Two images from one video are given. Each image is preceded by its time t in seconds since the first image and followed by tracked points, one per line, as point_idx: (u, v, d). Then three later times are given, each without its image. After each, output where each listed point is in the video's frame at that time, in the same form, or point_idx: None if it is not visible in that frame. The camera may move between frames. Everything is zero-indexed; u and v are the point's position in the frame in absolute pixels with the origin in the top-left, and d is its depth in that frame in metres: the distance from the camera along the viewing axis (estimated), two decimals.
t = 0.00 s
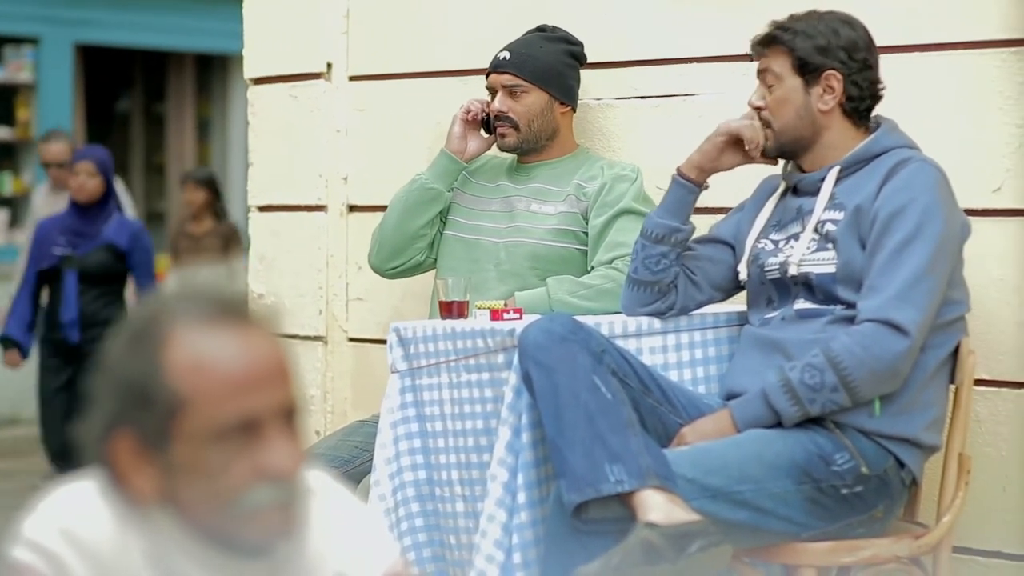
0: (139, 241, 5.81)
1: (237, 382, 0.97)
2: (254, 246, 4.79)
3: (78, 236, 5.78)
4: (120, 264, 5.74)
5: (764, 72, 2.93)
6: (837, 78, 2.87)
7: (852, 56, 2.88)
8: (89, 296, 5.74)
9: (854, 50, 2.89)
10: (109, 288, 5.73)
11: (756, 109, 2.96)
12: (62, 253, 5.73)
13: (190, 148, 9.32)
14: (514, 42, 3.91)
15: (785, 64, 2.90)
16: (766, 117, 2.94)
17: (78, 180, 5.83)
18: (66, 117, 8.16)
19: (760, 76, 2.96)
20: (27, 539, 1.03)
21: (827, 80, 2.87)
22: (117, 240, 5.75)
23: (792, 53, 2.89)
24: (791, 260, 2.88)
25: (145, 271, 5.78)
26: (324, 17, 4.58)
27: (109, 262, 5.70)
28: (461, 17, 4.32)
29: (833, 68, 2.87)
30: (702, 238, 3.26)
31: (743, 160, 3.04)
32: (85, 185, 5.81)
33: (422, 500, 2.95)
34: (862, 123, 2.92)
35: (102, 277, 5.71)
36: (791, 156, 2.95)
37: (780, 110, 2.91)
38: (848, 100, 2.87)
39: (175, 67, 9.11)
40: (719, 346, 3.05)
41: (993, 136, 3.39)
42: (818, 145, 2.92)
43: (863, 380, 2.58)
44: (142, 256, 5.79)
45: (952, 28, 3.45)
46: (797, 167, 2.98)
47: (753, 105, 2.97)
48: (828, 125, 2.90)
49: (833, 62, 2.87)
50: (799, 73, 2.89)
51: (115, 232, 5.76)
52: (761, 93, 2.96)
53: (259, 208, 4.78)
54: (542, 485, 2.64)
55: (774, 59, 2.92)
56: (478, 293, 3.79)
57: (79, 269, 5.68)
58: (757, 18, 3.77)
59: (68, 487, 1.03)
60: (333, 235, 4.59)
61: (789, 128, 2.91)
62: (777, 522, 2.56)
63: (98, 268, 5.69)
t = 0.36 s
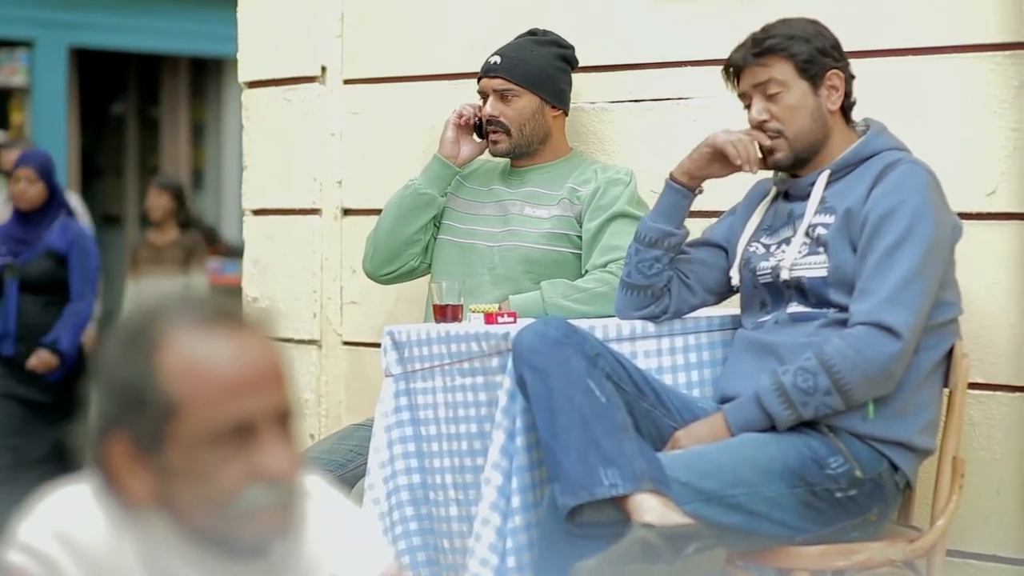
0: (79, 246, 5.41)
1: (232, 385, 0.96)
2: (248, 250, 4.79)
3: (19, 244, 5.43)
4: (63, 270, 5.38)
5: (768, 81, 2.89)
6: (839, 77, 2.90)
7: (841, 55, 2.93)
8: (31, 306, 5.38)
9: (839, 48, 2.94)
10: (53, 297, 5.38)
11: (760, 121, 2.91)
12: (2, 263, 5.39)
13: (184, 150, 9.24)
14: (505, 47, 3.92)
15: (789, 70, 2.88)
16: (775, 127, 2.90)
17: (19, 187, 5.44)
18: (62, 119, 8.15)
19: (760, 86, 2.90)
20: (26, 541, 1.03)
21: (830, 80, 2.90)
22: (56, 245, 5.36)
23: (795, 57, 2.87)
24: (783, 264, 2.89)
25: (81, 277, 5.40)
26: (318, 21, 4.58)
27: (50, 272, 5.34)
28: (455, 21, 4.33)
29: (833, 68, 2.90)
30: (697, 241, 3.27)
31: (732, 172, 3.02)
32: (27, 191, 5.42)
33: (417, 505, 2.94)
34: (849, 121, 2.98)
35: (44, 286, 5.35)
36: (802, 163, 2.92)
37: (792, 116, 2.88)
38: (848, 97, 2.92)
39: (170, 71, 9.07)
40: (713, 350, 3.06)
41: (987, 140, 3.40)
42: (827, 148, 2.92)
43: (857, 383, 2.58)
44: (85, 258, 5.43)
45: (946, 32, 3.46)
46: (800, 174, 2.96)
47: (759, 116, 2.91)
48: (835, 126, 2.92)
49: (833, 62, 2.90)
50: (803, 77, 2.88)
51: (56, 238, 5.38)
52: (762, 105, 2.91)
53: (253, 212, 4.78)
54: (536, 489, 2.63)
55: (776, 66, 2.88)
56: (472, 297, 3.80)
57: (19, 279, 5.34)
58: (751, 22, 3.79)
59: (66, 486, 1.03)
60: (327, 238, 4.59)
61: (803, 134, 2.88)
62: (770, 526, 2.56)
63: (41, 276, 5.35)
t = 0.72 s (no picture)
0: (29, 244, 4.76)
1: (229, 392, 0.95)
2: (246, 255, 4.78)
3: None
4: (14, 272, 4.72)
5: (768, 86, 2.89)
6: (837, 83, 2.92)
7: (838, 61, 2.95)
8: None
9: (835, 55, 2.95)
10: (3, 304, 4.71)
11: (758, 127, 2.91)
12: None
13: (181, 155, 9.27)
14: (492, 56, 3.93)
15: (788, 75, 2.88)
16: (774, 133, 2.90)
17: None
18: (60, 125, 8.16)
19: (760, 91, 2.90)
20: (20, 549, 1.04)
21: (829, 86, 2.91)
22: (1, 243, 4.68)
23: (795, 63, 2.88)
24: (780, 270, 2.89)
25: (37, 280, 4.77)
26: (316, 27, 4.59)
27: None
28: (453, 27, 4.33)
29: (831, 74, 2.91)
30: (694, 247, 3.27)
31: (729, 178, 3.03)
32: None
33: (414, 510, 2.96)
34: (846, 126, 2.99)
35: None
36: (801, 169, 2.93)
37: (793, 121, 2.88)
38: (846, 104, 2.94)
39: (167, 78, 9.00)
40: (711, 356, 3.06)
41: (984, 146, 3.40)
42: (825, 154, 2.92)
43: (854, 388, 2.58)
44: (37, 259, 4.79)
45: (943, 38, 3.47)
46: (796, 180, 2.96)
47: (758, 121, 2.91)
48: (833, 131, 2.93)
49: (831, 67, 2.91)
50: (803, 82, 2.89)
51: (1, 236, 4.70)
52: (761, 110, 2.91)
53: (251, 218, 4.77)
54: (534, 495, 2.63)
55: (776, 72, 2.88)
56: (470, 303, 3.81)
57: None
58: (749, 28, 3.79)
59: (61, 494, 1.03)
60: (325, 244, 4.58)
61: (803, 140, 2.89)
62: (769, 532, 2.57)
63: None
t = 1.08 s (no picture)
0: None
1: (234, 396, 0.89)
2: (250, 258, 4.79)
3: None
4: None
5: (780, 86, 2.89)
6: (844, 85, 2.93)
7: (844, 64, 2.96)
8: None
9: (841, 58, 2.96)
10: None
11: (769, 127, 2.91)
12: None
13: (186, 159, 9.25)
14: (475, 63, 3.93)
15: (799, 75, 2.88)
16: (784, 133, 2.90)
17: None
18: (64, 127, 8.17)
19: (770, 91, 2.90)
20: (25, 551, 1.00)
21: (836, 88, 2.92)
22: None
23: (805, 64, 2.88)
24: (784, 273, 2.89)
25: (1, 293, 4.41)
26: (319, 30, 4.59)
27: None
28: (457, 31, 4.34)
29: (839, 76, 2.92)
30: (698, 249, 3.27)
31: (733, 179, 3.04)
32: None
33: (418, 513, 2.95)
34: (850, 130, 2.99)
35: None
36: (810, 171, 2.92)
37: (803, 122, 2.88)
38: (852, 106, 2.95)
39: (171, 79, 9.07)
40: (715, 358, 3.05)
41: (988, 148, 3.40)
42: (833, 156, 2.92)
43: (859, 392, 2.58)
44: None
45: (946, 40, 3.47)
46: (801, 183, 2.95)
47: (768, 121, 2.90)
48: (840, 134, 2.93)
49: (839, 70, 2.92)
50: (813, 83, 2.89)
51: None
52: (771, 110, 2.91)
53: (255, 220, 4.78)
54: (539, 498, 2.63)
55: (787, 72, 2.88)
56: (474, 306, 3.81)
57: None
58: (752, 31, 3.79)
59: (63, 496, 0.97)
60: (329, 246, 4.59)
61: (812, 141, 2.89)
62: (774, 535, 2.56)
63: None
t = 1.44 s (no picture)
0: None
1: (258, 418, 0.77)
2: (258, 263, 4.80)
3: None
4: None
5: (782, 92, 2.89)
6: (851, 91, 2.91)
7: (853, 69, 2.94)
8: None
9: (850, 63, 2.95)
10: None
11: (771, 132, 2.92)
12: None
13: (194, 163, 9.20)
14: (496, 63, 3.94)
15: (803, 81, 2.88)
16: (786, 139, 2.90)
17: None
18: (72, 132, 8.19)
19: (773, 96, 2.90)
20: (35, 555, 1.00)
21: (842, 94, 2.91)
22: None
23: (808, 69, 2.88)
24: (792, 279, 2.89)
25: None
26: (327, 35, 4.60)
27: None
28: (465, 35, 4.34)
29: (846, 81, 2.91)
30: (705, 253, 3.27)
31: (740, 184, 3.04)
32: None
33: (427, 517, 2.97)
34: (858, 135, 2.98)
35: None
36: (814, 177, 2.92)
37: (805, 128, 2.88)
38: (859, 112, 2.93)
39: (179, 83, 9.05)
40: (723, 363, 3.05)
41: (996, 152, 3.40)
42: (837, 162, 2.92)
43: (867, 397, 2.58)
44: None
45: (955, 44, 3.47)
46: (807, 189, 2.96)
47: (770, 127, 2.91)
48: (845, 140, 2.92)
49: (845, 75, 2.91)
50: (817, 89, 2.88)
51: None
52: (773, 115, 2.91)
53: (263, 225, 4.79)
54: (547, 502, 2.63)
55: (791, 77, 2.88)
56: (481, 310, 3.81)
57: None
58: (759, 35, 3.79)
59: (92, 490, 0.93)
60: (336, 251, 4.60)
61: (815, 147, 2.89)
62: (781, 540, 2.56)
63: None
